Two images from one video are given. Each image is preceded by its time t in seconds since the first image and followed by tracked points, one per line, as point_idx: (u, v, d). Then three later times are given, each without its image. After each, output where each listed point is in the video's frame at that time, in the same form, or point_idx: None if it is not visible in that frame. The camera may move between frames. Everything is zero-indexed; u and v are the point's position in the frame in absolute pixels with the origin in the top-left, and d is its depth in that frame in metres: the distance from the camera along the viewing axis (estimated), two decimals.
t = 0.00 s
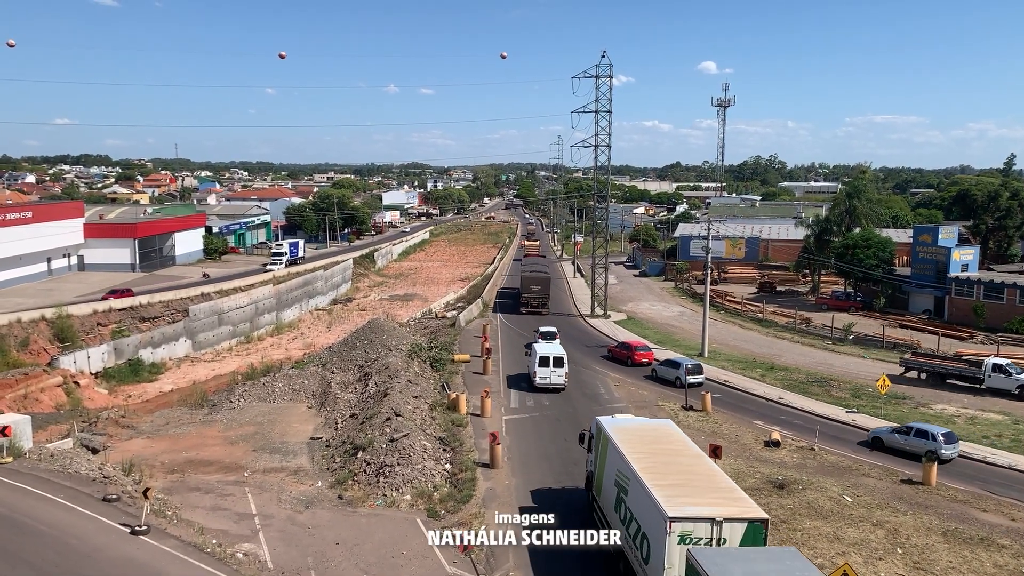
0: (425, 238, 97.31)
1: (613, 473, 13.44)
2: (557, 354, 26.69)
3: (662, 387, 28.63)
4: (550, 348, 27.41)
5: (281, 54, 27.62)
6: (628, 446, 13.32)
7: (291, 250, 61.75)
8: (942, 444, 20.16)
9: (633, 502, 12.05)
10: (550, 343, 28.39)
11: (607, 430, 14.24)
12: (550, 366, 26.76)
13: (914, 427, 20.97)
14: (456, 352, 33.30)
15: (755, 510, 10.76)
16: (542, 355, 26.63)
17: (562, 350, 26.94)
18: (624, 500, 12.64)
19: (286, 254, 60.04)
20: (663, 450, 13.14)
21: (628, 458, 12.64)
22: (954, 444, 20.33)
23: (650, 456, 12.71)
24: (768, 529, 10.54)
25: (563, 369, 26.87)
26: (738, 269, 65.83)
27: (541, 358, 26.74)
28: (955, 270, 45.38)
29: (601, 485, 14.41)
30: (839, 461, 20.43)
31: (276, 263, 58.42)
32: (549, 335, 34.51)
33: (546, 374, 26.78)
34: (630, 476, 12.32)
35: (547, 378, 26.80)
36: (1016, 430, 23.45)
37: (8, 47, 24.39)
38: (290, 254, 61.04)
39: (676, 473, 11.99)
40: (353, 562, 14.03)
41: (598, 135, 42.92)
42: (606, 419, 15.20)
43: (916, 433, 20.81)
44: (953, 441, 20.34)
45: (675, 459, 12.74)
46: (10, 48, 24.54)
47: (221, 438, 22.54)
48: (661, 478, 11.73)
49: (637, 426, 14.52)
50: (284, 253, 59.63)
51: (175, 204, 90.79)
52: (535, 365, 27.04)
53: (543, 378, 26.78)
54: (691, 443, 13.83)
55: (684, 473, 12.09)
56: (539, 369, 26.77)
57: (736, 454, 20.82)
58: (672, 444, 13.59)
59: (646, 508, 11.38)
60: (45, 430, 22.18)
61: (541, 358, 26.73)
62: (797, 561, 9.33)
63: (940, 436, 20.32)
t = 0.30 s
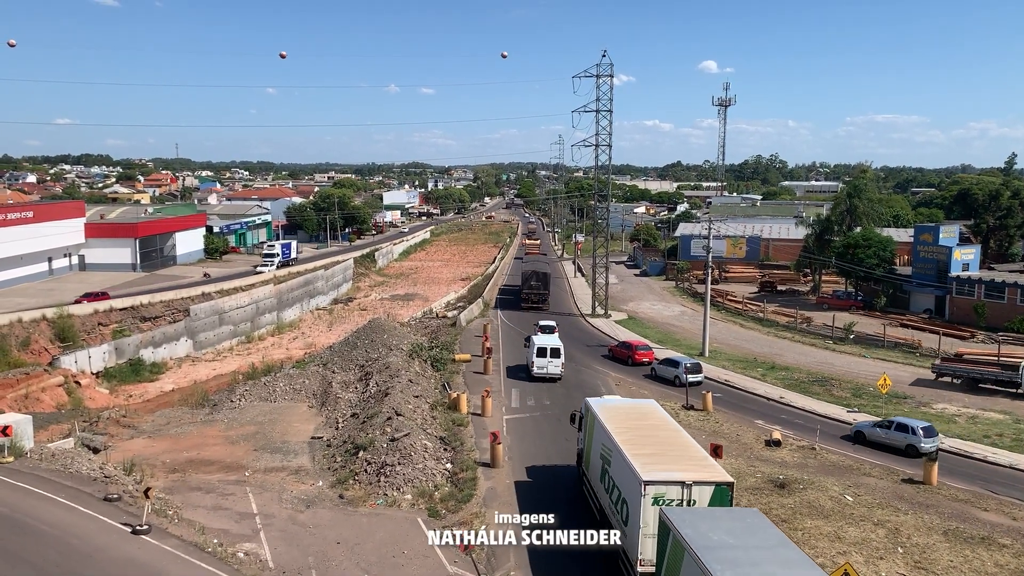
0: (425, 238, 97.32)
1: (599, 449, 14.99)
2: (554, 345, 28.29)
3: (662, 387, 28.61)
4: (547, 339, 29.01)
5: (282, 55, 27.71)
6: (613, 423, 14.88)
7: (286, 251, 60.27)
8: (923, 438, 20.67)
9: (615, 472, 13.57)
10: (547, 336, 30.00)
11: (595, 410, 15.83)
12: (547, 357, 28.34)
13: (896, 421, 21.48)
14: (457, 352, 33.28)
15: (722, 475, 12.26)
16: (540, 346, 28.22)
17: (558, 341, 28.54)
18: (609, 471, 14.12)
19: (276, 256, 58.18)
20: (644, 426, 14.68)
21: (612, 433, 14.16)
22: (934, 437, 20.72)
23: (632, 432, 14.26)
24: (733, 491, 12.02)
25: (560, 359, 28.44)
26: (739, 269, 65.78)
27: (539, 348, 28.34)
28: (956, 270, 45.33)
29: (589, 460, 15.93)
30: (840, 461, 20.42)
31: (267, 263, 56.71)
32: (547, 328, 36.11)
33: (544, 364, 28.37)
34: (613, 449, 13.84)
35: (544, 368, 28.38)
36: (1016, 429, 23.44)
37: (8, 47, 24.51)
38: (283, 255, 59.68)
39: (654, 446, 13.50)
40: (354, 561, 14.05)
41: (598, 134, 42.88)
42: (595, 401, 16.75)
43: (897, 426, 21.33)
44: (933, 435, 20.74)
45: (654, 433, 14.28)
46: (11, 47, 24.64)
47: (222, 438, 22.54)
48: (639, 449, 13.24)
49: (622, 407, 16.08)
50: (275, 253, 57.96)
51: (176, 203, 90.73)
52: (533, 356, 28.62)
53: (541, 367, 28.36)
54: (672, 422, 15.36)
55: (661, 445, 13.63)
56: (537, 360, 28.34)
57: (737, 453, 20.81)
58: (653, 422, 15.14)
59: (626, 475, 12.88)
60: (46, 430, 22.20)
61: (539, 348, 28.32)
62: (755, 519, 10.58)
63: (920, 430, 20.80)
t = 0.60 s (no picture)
0: (425, 238, 97.30)
1: (587, 427, 16.58)
2: (551, 338, 30.02)
3: (663, 386, 28.62)
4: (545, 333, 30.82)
5: (282, 55, 27.68)
6: (599, 403, 16.46)
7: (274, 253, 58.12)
8: (903, 433, 21.23)
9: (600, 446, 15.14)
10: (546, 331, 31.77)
11: (584, 392, 17.41)
12: (544, 349, 30.09)
13: (878, 416, 21.96)
14: (457, 352, 33.28)
15: (695, 445, 13.73)
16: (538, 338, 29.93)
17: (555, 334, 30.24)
18: (595, 447, 15.63)
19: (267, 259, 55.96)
20: (629, 406, 16.25)
21: (598, 412, 15.72)
22: (915, 431, 21.39)
23: (616, 411, 15.84)
24: (705, 460, 13.49)
25: (556, 352, 30.14)
26: (740, 269, 65.70)
27: (537, 341, 30.07)
28: (957, 269, 45.33)
29: (579, 439, 17.47)
30: (840, 461, 20.41)
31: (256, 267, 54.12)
32: (546, 323, 37.92)
33: (541, 356, 30.08)
34: (598, 425, 15.39)
35: (541, 359, 30.07)
36: (1017, 429, 23.45)
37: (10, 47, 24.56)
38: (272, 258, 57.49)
39: (636, 422, 15.05)
40: (355, 561, 14.06)
41: (598, 134, 42.73)
42: (585, 386, 18.23)
43: (879, 421, 21.81)
44: (913, 429, 21.41)
45: (637, 412, 15.84)
46: (12, 47, 24.64)
47: (223, 437, 22.54)
48: (622, 425, 14.78)
49: (610, 390, 17.63)
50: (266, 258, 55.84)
51: (176, 203, 90.65)
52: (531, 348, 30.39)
53: (538, 359, 30.09)
54: (655, 401, 16.90)
55: (642, 421, 15.18)
56: (534, 352, 30.09)
57: (738, 453, 20.81)
58: (638, 402, 16.70)
59: (608, 448, 14.40)
60: (46, 430, 22.21)
61: (536, 341, 30.03)
62: (722, 484, 12.04)
63: (901, 425, 21.37)
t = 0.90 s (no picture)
0: (426, 238, 97.31)
1: (577, 408, 17.88)
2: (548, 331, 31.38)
3: (663, 386, 28.65)
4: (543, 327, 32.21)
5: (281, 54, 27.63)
6: (588, 386, 17.76)
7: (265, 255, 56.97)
8: (887, 428, 21.66)
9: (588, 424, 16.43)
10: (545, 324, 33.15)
11: (575, 376, 18.73)
12: (542, 341, 31.46)
13: (863, 412, 22.39)
14: (457, 352, 33.30)
15: (674, 421, 15.00)
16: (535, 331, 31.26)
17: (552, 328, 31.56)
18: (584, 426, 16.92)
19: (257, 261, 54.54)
20: (615, 388, 17.56)
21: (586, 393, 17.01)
22: (898, 427, 21.85)
23: (603, 392, 17.16)
24: (682, 434, 14.77)
25: (553, 344, 31.50)
26: (740, 269, 65.68)
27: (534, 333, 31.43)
28: (957, 269, 45.33)
29: (571, 420, 18.77)
30: (841, 461, 20.40)
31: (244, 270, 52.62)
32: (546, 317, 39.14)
33: (538, 348, 31.46)
34: (587, 405, 16.70)
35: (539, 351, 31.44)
36: (1017, 429, 23.42)
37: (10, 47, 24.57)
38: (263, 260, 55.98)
39: (621, 401, 16.35)
40: (355, 562, 14.05)
41: (598, 135, 42.24)
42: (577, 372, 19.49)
43: (863, 417, 22.26)
44: (897, 424, 21.83)
45: (623, 393, 17.14)
46: (12, 47, 24.65)
47: (223, 438, 22.55)
48: (608, 404, 16.07)
49: (599, 375, 18.94)
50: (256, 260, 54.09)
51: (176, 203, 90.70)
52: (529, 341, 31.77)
53: (535, 351, 31.46)
54: (640, 384, 18.20)
55: (627, 400, 16.48)
56: (532, 344, 31.47)
57: (738, 453, 20.82)
58: (624, 385, 18.02)
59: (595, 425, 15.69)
60: (47, 430, 22.24)
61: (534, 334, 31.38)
62: (695, 456, 13.20)
63: (885, 421, 21.81)
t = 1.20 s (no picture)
0: (426, 239, 97.26)
1: (569, 391, 19.16)
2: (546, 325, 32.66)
3: (663, 386, 28.67)
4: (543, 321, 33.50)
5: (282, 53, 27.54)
6: (579, 371, 19.04)
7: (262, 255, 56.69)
8: (874, 426, 21.96)
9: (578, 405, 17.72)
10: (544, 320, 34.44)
11: (568, 363, 19.97)
12: (540, 335, 32.74)
13: (850, 410, 22.68)
14: (458, 352, 33.34)
15: (657, 402, 16.33)
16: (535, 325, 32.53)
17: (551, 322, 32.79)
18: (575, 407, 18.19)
19: (247, 262, 53.41)
20: (605, 373, 18.83)
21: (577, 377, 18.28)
22: (885, 424, 22.10)
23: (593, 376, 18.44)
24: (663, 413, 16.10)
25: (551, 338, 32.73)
26: (741, 270, 65.63)
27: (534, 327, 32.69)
28: (957, 270, 45.32)
29: (563, 404, 20.02)
30: (842, 462, 20.38)
31: (236, 270, 51.70)
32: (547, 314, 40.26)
33: (537, 341, 32.72)
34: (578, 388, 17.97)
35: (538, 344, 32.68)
36: (1018, 430, 23.40)
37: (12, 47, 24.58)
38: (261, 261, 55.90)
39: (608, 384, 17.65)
40: (355, 562, 14.05)
41: (599, 135, 42.42)
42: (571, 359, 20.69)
43: (851, 414, 22.56)
44: (884, 422, 22.08)
45: (612, 377, 18.42)
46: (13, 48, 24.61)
47: (224, 438, 22.57)
48: (596, 386, 17.35)
49: (591, 362, 20.21)
50: (246, 259, 52.72)
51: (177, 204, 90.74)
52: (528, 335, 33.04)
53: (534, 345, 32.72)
54: (628, 370, 19.48)
55: (614, 383, 17.77)
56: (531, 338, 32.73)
57: (738, 454, 20.83)
58: (612, 370, 19.33)
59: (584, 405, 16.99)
60: (48, 430, 22.28)
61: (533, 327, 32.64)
62: (675, 433, 14.42)
63: (872, 418, 22.10)
